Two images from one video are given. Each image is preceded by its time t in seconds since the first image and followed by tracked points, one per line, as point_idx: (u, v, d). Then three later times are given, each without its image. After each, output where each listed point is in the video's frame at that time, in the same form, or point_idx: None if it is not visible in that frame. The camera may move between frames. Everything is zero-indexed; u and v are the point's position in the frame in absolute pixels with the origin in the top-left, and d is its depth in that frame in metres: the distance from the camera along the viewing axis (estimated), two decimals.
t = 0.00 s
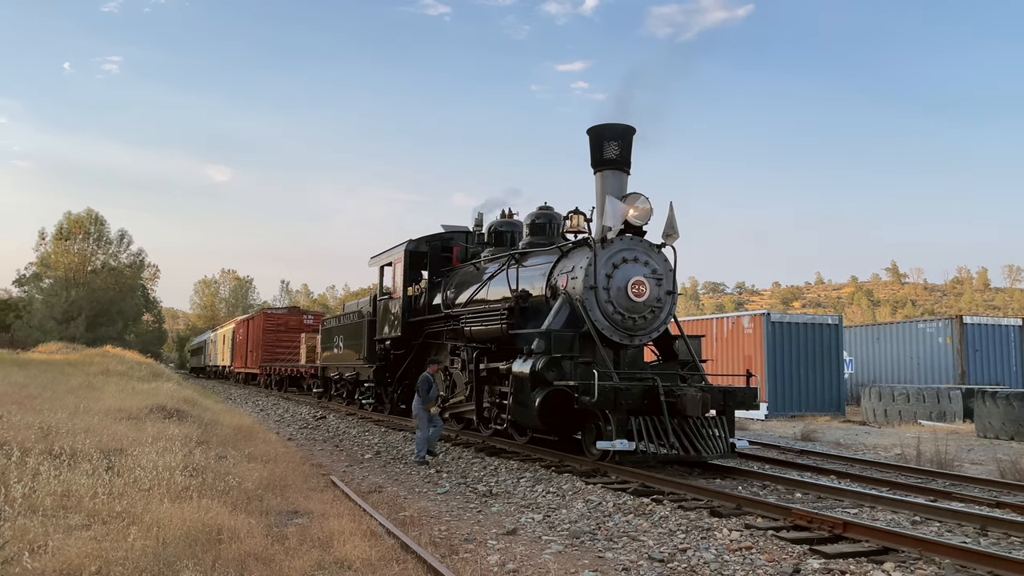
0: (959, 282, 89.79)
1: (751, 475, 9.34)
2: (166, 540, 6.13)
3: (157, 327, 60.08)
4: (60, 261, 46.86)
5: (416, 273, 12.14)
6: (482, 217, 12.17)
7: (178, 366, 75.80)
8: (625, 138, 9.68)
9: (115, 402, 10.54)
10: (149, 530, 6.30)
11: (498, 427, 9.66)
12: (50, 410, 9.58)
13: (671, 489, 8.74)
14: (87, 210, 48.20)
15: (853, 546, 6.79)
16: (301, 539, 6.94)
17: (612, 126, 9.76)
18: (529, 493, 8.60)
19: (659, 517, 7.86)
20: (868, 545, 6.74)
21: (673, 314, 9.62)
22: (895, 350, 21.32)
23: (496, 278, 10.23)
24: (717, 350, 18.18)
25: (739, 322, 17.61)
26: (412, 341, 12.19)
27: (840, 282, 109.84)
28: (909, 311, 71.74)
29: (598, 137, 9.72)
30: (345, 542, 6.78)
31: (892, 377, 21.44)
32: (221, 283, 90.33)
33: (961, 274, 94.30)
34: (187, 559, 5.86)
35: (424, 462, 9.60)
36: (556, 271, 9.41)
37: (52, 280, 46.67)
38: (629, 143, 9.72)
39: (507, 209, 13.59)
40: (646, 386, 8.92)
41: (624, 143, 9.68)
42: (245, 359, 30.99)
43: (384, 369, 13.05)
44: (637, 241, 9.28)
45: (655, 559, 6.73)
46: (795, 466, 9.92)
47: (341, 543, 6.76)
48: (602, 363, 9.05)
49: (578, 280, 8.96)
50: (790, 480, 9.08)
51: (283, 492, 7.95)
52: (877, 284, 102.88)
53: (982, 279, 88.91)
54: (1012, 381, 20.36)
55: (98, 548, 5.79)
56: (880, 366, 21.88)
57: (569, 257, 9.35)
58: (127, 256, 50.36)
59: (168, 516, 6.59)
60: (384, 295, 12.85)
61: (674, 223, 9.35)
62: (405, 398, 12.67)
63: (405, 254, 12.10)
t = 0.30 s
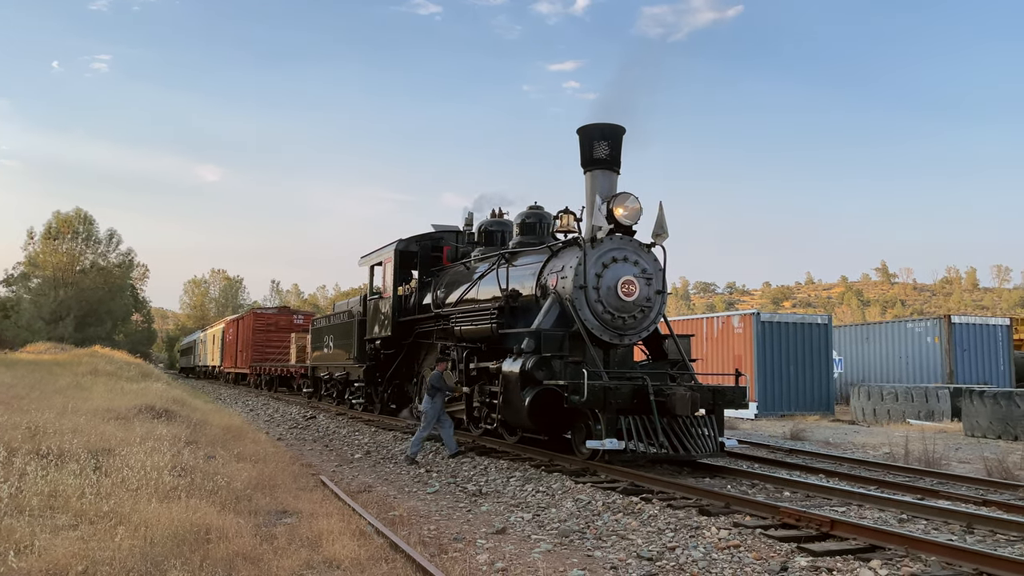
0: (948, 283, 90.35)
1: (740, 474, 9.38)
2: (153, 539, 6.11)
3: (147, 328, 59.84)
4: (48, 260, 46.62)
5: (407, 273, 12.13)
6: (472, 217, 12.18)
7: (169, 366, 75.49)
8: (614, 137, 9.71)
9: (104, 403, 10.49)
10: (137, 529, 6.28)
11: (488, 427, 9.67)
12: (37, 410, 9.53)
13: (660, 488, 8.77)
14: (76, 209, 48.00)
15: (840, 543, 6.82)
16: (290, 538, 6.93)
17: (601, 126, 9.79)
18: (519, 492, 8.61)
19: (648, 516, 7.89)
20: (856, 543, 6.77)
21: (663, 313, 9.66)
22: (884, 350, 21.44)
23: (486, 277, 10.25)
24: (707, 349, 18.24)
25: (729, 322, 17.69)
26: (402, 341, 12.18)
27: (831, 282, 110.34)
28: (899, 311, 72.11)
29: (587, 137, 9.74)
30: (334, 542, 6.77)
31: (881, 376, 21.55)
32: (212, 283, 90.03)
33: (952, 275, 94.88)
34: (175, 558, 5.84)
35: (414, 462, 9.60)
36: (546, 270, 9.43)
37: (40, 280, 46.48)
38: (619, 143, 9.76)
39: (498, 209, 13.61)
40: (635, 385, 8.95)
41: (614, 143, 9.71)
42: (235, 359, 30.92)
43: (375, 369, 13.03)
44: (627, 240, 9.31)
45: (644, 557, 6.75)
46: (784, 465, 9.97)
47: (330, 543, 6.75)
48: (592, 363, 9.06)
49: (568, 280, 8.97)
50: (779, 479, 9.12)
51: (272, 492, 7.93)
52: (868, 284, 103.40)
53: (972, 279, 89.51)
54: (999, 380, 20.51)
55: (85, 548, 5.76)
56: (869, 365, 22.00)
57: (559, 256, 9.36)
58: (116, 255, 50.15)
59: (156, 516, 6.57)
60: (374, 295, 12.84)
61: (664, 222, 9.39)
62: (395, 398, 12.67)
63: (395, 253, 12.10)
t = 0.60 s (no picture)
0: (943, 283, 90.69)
1: (735, 474, 9.40)
2: (147, 539, 6.09)
3: (141, 328, 59.68)
4: (42, 259, 46.49)
5: (402, 273, 12.13)
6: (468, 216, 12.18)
7: (163, 366, 75.31)
8: (610, 137, 9.72)
9: (98, 403, 10.46)
10: (131, 529, 6.26)
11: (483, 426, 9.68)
12: (30, 410, 9.49)
13: (655, 487, 8.78)
14: (70, 209, 47.91)
15: (834, 542, 6.84)
16: (284, 538, 6.92)
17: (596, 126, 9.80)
18: (514, 492, 8.61)
19: (643, 515, 7.89)
20: (850, 541, 6.79)
21: (658, 313, 9.68)
22: (878, 350, 21.50)
23: (481, 277, 10.25)
24: (702, 349, 18.29)
25: (723, 322, 17.73)
26: (396, 341, 12.18)
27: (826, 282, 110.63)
28: (894, 312, 72.33)
29: (582, 137, 9.75)
30: (329, 542, 6.76)
31: (875, 376, 21.62)
32: (207, 283, 89.87)
33: (946, 275, 95.21)
34: (168, 558, 5.83)
35: (409, 461, 9.60)
36: (541, 270, 9.43)
37: (34, 280, 46.37)
38: (614, 143, 9.77)
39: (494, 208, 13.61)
40: (630, 385, 8.96)
41: (609, 143, 9.72)
42: (229, 359, 30.87)
43: (369, 369, 13.03)
44: (622, 240, 9.32)
45: (639, 556, 6.76)
46: (778, 464, 9.99)
47: (324, 543, 6.74)
48: (586, 363, 9.07)
49: (563, 279, 8.98)
50: (773, 478, 9.15)
51: (266, 492, 7.91)
52: (863, 284, 103.72)
53: (966, 279, 89.86)
54: (993, 380, 20.59)
55: (79, 548, 5.74)
56: (863, 365, 22.07)
57: (554, 256, 9.37)
58: (110, 255, 50.04)
59: (150, 516, 6.55)
60: (369, 294, 12.83)
61: (659, 222, 9.40)
62: (390, 397, 12.71)
63: (390, 253, 12.09)
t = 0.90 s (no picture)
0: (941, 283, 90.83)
1: (733, 473, 9.40)
2: (144, 539, 6.07)
3: (139, 329, 59.65)
4: (40, 259, 46.46)
5: (400, 272, 12.12)
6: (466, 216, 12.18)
7: (161, 366, 75.26)
8: (608, 136, 9.73)
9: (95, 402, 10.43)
10: (129, 528, 6.24)
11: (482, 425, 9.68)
12: (28, 409, 9.47)
13: (653, 486, 8.78)
14: (68, 209, 47.92)
15: (832, 541, 6.84)
16: (282, 537, 6.91)
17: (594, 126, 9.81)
18: (512, 491, 8.60)
19: (641, 514, 7.89)
20: (848, 540, 6.79)
21: (656, 312, 9.68)
22: (876, 350, 21.52)
23: (479, 276, 10.26)
24: (701, 349, 18.30)
25: (722, 321, 17.74)
26: (395, 340, 12.18)
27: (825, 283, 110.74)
28: (892, 313, 72.44)
29: (580, 137, 9.76)
30: (327, 540, 6.75)
31: (873, 376, 21.65)
32: (206, 284, 89.83)
33: (944, 275, 95.37)
34: (166, 557, 5.82)
35: (407, 460, 9.58)
36: (539, 269, 9.43)
37: (32, 279, 46.34)
38: (613, 142, 9.77)
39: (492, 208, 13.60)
40: (629, 384, 8.95)
41: (607, 142, 9.73)
42: (227, 359, 30.85)
43: (368, 368, 13.02)
44: (620, 239, 9.33)
45: (637, 555, 6.76)
46: (777, 464, 9.99)
47: (322, 542, 6.73)
48: (585, 362, 9.07)
49: (561, 279, 8.99)
50: (772, 477, 9.14)
51: (264, 491, 7.90)
52: (862, 285, 103.87)
53: (964, 279, 90.00)
54: (991, 380, 20.61)
55: (76, 547, 5.73)
56: (861, 365, 22.09)
57: (552, 255, 9.38)
58: (108, 255, 50.00)
59: (148, 515, 6.53)
60: (367, 294, 12.82)
61: (657, 221, 9.41)
62: (388, 397, 12.73)
63: (388, 253, 12.09)
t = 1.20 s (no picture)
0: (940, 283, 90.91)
1: (733, 473, 9.40)
2: (145, 539, 6.07)
3: (139, 328, 59.65)
4: (40, 259, 46.47)
5: (400, 272, 12.12)
6: (466, 216, 12.19)
7: (160, 366, 75.24)
8: (607, 136, 9.73)
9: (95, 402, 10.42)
10: (128, 528, 6.23)
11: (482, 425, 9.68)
12: (27, 409, 9.47)
13: (653, 486, 8.78)
14: (68, 208, 47.94)
15: (832, 541, 6.84)
16: (282, 537, 6.90)
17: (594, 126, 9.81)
18: (512, 491, 8.60)
19: (641, 514, 7.89)
20: (847, 540, 6.79)
21: (656, 313, 9.69)
22: (875, 350, 21.53)
23: (479, 276, 10.26)
24: (700, 349, 18.31)
25: (721, 322, 17.76)
26: (394, 340, 12.18)
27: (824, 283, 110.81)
28: (891, 313, 72.49)
29: (580, 137, 9.77)
30: (326, 540, 6.75)
31: (873, 376, 21.66)
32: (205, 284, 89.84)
33: (944, 275, 95.44)
34: (166, 556, 5.83)
35: (407, 460, 9.58)
36: (539, 270, 9.44)
37: (31, 279, 46.35)
38: (612, 142, 9.78)
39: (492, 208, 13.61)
40: (628, 384, 8.95)
41: (607, 142, 9.73)
42: (226, 357, 30.95)
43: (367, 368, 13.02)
44: (620, 239, 9.34)
45: (637, 555, 6.76)
46: (777, 464, 9.99)
47: (322, 542, 6.72)
48: (584, 362, 9.07)
49: (561, 279, 8.99)
50: (771, 477, 9.14)
51: (264, 491, 7.90)
52: (861, 284, 103.95)
53: (963, 279, 90.08)
54: (990, 380, 20.62)
55: (76, 547, 5.73)
56: (861, 365, 22.10)
57: (552, 255, 9.38)
58: (108, 254, 49.99)
59: (148, 515, 6.53)
60: (367, 294, 12.82)
61: (657, 221, 9.41)
62: (388, 397, 12.72)
63: (388, 253, 12.09)
